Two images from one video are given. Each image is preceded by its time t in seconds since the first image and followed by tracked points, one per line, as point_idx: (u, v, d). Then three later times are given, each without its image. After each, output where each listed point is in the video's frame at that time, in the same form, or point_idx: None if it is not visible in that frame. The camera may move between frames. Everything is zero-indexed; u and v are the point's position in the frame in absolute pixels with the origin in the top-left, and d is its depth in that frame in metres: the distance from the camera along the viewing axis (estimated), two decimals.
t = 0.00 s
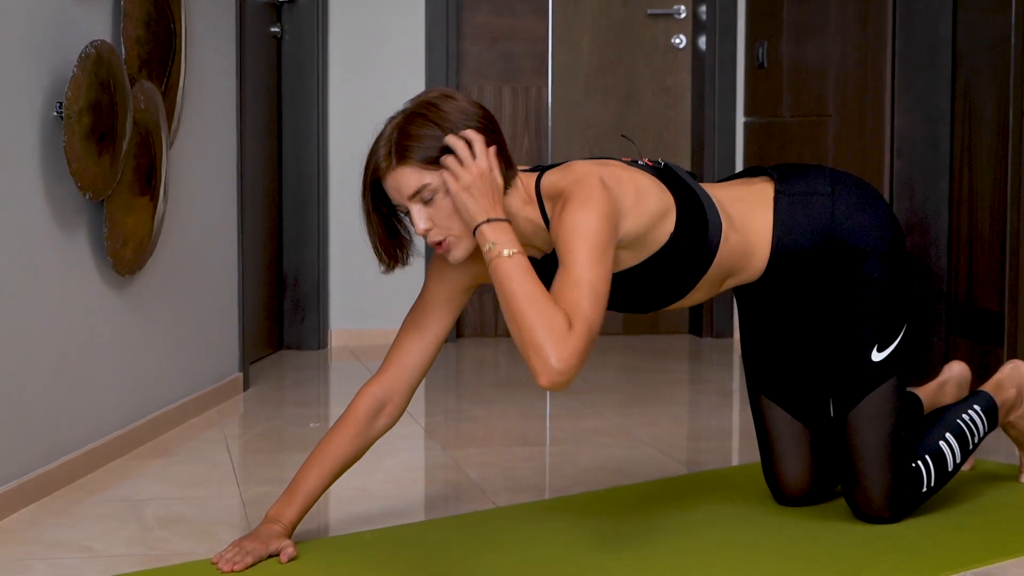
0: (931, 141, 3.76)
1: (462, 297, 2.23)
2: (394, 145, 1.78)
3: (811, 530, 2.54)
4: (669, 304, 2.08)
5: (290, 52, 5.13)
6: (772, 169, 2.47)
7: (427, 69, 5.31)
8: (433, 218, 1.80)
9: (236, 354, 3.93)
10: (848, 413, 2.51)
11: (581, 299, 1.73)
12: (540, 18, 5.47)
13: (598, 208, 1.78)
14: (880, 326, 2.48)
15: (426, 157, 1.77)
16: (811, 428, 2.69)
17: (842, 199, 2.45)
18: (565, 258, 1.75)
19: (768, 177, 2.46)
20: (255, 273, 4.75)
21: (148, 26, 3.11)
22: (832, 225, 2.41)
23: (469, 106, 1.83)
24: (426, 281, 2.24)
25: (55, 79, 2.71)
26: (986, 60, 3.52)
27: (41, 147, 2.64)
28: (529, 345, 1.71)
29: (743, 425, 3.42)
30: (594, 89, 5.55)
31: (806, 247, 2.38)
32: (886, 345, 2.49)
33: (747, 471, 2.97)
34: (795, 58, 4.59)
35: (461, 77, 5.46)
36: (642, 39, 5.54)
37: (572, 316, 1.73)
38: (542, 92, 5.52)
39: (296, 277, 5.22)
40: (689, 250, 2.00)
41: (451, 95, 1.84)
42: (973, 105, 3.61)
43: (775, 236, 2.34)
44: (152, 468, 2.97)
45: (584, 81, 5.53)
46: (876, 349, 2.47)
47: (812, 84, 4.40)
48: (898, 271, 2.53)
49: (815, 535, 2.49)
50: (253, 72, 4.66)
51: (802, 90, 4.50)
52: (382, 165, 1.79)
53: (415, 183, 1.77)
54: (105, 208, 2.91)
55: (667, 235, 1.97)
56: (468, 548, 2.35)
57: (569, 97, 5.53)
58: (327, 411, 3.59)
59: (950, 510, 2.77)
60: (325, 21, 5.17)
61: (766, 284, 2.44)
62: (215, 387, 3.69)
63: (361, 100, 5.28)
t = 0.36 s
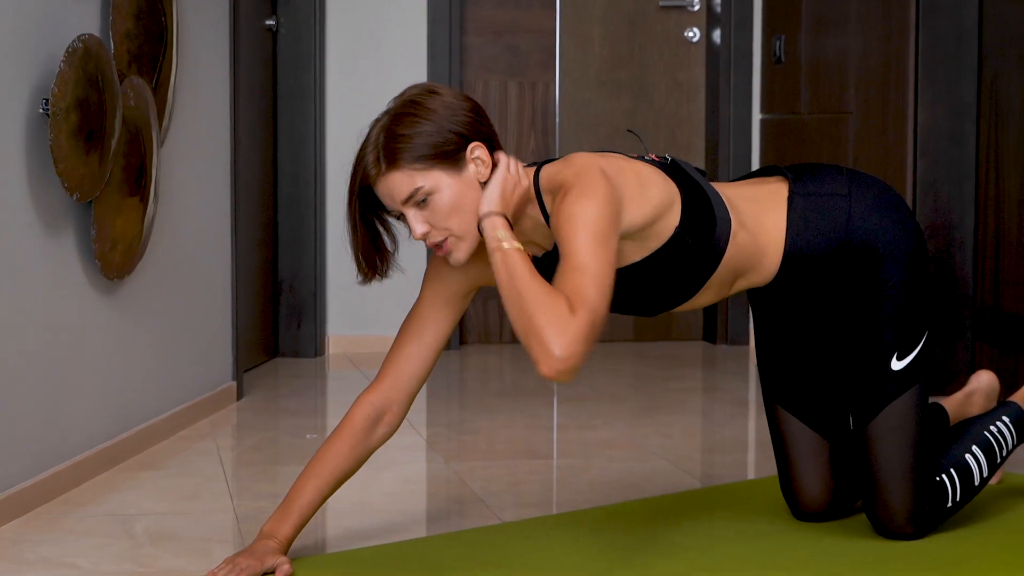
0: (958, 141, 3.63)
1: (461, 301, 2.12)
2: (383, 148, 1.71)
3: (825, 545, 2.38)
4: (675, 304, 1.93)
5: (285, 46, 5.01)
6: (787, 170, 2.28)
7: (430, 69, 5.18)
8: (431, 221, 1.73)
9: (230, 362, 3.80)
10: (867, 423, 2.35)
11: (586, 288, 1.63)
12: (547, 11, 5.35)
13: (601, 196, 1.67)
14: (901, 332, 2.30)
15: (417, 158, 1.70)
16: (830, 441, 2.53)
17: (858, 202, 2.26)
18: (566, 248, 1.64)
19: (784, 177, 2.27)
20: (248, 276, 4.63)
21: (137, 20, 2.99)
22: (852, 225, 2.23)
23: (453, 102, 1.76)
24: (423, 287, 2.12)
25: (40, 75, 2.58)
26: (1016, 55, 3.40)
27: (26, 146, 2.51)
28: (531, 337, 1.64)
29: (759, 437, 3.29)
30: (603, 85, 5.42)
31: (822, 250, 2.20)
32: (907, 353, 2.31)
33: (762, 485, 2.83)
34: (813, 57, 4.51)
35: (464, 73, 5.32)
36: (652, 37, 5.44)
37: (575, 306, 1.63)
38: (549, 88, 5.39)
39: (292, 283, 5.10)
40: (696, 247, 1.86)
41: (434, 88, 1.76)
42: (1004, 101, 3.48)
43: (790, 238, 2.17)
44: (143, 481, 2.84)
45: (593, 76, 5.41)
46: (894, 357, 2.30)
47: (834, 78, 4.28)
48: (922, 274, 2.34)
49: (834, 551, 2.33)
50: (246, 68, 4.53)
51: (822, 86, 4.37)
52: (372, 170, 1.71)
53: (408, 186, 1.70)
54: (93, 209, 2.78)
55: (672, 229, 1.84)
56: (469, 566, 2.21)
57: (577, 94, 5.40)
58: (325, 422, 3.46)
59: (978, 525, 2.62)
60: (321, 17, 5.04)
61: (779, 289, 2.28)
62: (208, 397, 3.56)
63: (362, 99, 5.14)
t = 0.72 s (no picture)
0: (983, 147, 3.52)
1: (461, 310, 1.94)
2: (393, 142, 1.57)
3: (845, 564, 2.22)
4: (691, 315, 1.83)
5: (280, 42, 4.88)
6: (804, 170, 2.11)
7: (431, 67, 5.05)
8: (443, 221, 1.60)
9: (221, 373, 3.67)
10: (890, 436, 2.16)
11: (698, 333, 1.41)
12: (553, 6, 5.22)
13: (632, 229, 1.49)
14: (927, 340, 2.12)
15: (429, 151, 1.57)
16: (850, 454, 2.37)
17: (880, 204, 2.09)
18: (650, 296, 1.44)
19: (801, 178, 2.09)
20: (240, 280, 4.49)
21: (125, 14, 2.86)
22: (871, 234, 2.06)
23: (465, 99, 1.64)
24: (423, 295, 1.96)
25: (22, 71, 2.45)
26: None
27: (6, 146, 2.38)
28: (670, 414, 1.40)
29: (776, 450, 3.15)
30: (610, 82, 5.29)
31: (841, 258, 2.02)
32: (933, 363, 2.12)
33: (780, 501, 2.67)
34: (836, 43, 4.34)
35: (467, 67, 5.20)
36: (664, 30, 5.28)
37: (706, 355, 1.41)
38: (555, 85, 5.26)
39: (287, 290, 4.97)
40: (710, 260, 1.74)
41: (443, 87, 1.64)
42: None
43: (807, 243, 1.98)
44: (130, 498, 2.70)
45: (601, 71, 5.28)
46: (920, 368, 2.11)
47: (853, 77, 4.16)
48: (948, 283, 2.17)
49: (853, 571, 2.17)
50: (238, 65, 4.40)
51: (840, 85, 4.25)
52: (382, 166, 1.57)
53: (420, 180, 1.56)
54: (78, 212, 2.65)
55: (689, 243, 1.71)
56: None
57: (585, 92, 5.27)
58: (320, 435, 3.32)
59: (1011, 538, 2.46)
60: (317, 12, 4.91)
61: (796, 295, 2.10)
62: (198, 409, 3.42)
63: (364, 97, 5.01)
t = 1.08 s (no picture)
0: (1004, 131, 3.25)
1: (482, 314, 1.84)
2: (410, 158, 1.47)
3: None
4: (716, 331, 1.73)
5: (278, 36, 4.79)
6: (831, 168, 1.98)
7: (432, 63, 4.94)
8: (461, 242, 1.50)
9: (214, 379, 3.57)
10: (913, 448, 2.06)
11: (659, 398, 1.31)
12: None
13: (637, 264, 1.38)
14: (955, 349, 2.02)
15: (448, 169, 1.47)
16: (869, 464, 2.25)
17: (912, 206, 1.96)
18: (628, 346, 1.34)
19: (828, 177, 1.97)
20: (234, 282, 4.39)
21: (115, 5, 2.77)
22: (904, 236, 1.93)
23: (485, 111, 1.53)
24: (436, 297, 1.86)
25: (9, 65, 2.35)
26: None
27: None
28: (639, 506, 1.28)
29: (790, 461, 3.04)
30: (619, 78, 5.18)
31: (873, 262, 1.90)
32: (962, 372, 2.03)
33: (795, 513, 2.56)
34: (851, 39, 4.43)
35: (469, 61, 5.09)
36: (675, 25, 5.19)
37: (659, 425, 1.30)
38: (562, 80, 5.16)
39: (283, 293, 4.88)
40: (738, 277, 1.64)
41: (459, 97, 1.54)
42: None
43: (838, 247, 1.86)
44: (119, 508, 2.59)
45: (608, 66, 5.17)
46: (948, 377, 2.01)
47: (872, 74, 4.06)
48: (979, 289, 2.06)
49: None
50: (232, 60, 4.31)
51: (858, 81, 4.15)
52: (398, 183, 1.47)
53: (439, 200, 1.47)
54: (65, 211, 2.56)
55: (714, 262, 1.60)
56: None
57: (593, 87, 5.17)
58: (317, 444, 3.22)
59: None
60: (315, 7, 4.81)
61: (823, 301, 1.98)
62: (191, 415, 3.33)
63: (366, 95, 4.91)
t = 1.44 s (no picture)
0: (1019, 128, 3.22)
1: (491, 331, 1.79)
2: (431, 184, 1.42)
3: None
4: (743, 347, 1.68)
5: (274, 32, 4.74)
6: (848, 170, 1.92)
7: (432, 60, 4.89)
8: (483, 271, 1.46)
9: (210, 382, 3.53)
10: (926, 454, 2.01)
11: (681, 442, 1.25)
12: None
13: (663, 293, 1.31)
14: (972, 355, 1.98)
15: (471, 196, 1.42)
16: (876, 470, 2.18)
17: (932, 209, 1.90)
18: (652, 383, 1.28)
19: (847, 180, 1.91)
20: (230, 284, 4.34)
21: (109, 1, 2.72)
22: (927, 241, 1.88)
23: (510, 132, 1.48)
24: (447, 305, 1.80)
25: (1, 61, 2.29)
26: None
27: None
28: (657, 556, 1.23)
29: (797, 465, 3.00)
30: (622, 75, 5.13)
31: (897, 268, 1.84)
32: (979, 378, 1.99)
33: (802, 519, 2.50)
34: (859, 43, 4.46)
35: (470, 59, 5.04)
36: (680, 22, 5.14)
37: (679, 471, 1.24)
38: (564, 77, 5.11)
39: (277, 294, 4.83)
40: (768, 291, 1.59)
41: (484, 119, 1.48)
42: None
43: (862, 252, 1.80)
44: (113, 514, 2.54)
45: (611, 64, 5.12)
46: (966, 384, 1.97)
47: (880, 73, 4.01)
48: (997, 293, 2.00)
49: None
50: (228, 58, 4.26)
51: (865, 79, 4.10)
52: (419, 210, 1.42)
53: (461, 228, 1.43)
54: (59, 211, 2.51)
55: (744, 276, 1.55)
56: None
57: (596, 85, 5.12)
58: (315, 448, 3.17)
59: None
60: (314, 3, 4.77)
61: (847, 306, 1.91)
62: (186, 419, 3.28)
63: (366, 93, 4.86)
